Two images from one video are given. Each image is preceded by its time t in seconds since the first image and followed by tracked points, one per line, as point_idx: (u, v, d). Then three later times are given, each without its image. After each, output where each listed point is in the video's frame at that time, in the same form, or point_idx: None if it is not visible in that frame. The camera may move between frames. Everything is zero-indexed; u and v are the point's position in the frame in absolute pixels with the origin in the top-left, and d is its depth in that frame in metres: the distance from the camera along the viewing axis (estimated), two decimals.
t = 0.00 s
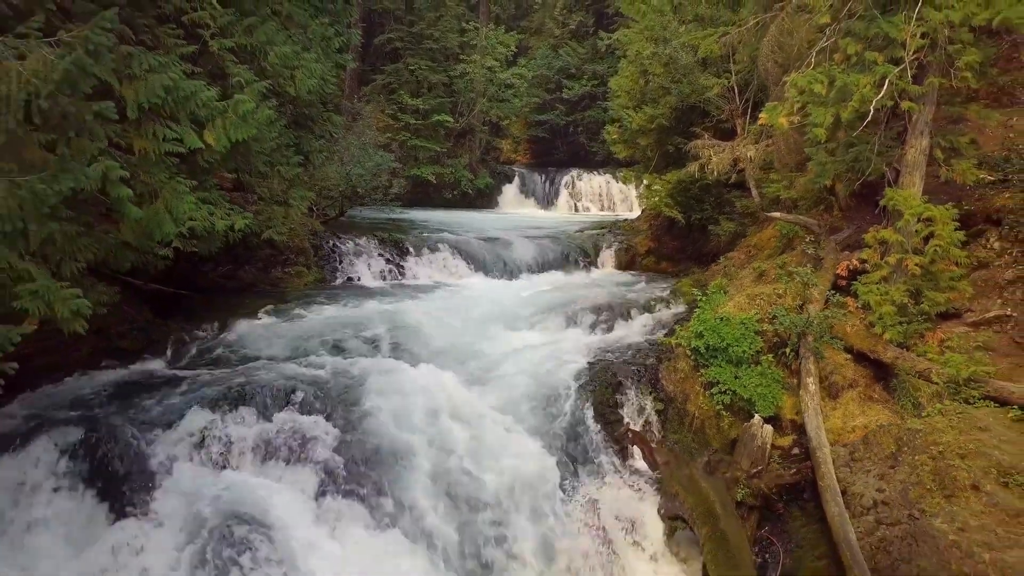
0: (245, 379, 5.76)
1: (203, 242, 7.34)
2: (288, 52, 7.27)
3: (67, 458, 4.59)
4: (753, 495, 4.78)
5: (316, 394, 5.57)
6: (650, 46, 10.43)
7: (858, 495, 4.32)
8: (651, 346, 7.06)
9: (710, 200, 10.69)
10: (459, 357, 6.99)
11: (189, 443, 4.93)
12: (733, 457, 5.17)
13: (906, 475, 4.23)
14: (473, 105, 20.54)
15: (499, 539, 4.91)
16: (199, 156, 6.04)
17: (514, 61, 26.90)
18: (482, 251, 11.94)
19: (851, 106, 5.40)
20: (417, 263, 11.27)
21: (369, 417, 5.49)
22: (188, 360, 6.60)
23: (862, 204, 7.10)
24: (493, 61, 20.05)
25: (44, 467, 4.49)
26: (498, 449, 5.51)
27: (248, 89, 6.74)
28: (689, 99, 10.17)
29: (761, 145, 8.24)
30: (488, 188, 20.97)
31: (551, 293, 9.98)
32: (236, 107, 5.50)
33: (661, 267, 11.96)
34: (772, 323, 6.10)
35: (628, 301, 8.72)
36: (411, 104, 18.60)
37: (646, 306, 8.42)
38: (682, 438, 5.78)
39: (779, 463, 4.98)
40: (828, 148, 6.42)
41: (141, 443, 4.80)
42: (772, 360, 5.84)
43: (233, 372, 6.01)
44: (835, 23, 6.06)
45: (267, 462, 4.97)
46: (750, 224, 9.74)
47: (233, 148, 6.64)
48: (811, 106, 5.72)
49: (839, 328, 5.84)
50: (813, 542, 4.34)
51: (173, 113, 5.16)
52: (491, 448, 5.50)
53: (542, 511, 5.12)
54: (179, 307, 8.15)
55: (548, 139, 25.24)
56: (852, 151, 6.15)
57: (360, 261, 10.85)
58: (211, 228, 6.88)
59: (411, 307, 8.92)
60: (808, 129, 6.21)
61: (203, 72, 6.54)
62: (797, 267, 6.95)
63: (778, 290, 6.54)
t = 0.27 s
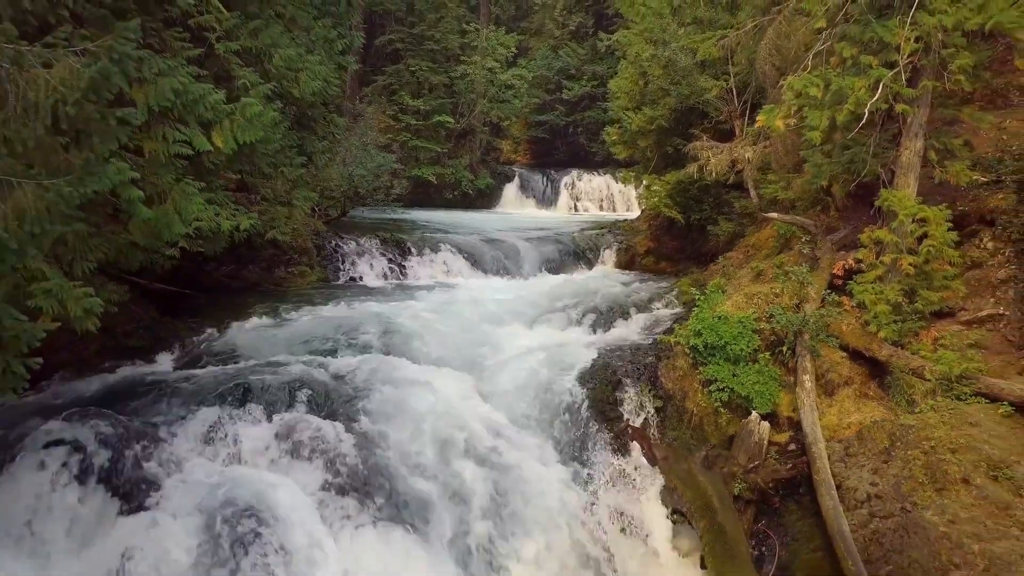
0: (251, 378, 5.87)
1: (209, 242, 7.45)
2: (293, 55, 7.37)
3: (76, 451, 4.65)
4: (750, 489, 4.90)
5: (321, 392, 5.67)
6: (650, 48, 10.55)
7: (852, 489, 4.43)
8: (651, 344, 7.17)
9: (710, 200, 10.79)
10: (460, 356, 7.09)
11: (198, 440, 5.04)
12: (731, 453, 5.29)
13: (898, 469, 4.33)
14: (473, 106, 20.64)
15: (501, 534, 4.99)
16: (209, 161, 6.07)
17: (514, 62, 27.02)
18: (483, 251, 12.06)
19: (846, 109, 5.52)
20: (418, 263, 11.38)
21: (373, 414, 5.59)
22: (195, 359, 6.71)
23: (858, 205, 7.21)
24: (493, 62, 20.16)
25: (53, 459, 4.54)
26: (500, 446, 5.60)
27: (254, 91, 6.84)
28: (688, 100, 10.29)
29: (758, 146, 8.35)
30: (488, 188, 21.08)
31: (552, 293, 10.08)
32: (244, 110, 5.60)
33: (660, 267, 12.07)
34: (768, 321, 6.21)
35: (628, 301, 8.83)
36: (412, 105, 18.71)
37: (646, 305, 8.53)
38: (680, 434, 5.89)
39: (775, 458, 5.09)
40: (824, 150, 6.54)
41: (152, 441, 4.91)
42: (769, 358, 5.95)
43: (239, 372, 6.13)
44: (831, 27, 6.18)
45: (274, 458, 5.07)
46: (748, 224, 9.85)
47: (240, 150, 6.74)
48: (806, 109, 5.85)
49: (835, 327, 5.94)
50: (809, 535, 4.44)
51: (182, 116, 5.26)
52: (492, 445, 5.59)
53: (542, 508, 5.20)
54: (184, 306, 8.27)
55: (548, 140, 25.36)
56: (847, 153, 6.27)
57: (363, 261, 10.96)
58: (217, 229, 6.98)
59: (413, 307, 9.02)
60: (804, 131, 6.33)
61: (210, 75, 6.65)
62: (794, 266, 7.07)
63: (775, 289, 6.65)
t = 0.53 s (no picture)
0: (258, 375, 5.96)
1: (215, 242, 7.57)
2: (298, 58, 7.48)
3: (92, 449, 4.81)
4: (746, 482, 5.04)
5: (328, 389, 5.77)
6: (649, 50, 10.67)
7: (845, 482, 4.55)
8: (650, 343, 7.28)
9: (709, 200, 10.90)
10: (463, 354, 7.19)
11: (208, 435, 5.14)
12: (729, 448, 5.41)
13: (891, 463, 4.45)
14: (474, 107, 20.75)
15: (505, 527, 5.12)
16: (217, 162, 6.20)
17: (514, 63, 27.14)
18: (484, 251, 12.18)
19: (842, 112, 5.64)
20: (420, 263, 11.51)
21: (379, 411, 5.69)
22: (202, 356, 6.81)
23: (854, 206, 7.33)
24: (494, 63, 20.27)
25: (70, 457, 4.70)
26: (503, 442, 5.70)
27: (260, 93, 6.96)
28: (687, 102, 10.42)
29: (756, 148, 8.47)
30: (488, 189, 21.20)
31: (552, 292, 10.19)
32: (253, 114, 5.73)
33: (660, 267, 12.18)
34: (765, 320, 6.33)
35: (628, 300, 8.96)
36: (413, 106, 18.83)
37: (645, 304, 8.64)
38: (679, 430, 6.01)
39: (772, 453, 5.21)
40: (820, 152, 6.66)
41: (163, 437, 5.01)
42: (766, 356, 6.07)
43: (248, 369, 6.25)
44: (827, 31, 6.30)
45: (282, 453, 5.17)
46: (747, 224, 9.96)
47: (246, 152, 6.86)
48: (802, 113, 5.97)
49: (830, 325, 6.05)
50: (804, 527, 4.58)
51: (191, 119, 5.36)
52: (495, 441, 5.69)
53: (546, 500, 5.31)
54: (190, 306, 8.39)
55: (548, 140, 25.49)
56: (842, 155, 6.39)
57: (365, 261, 11.09)
58: (224, 229, 7.10)
59: (415, 306, 9.13)
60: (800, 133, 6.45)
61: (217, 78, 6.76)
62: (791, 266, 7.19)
63: (772, 288, 6.77)
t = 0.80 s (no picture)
0: (265, 372, 6.06)
1: (220, 241, 7.67)
2: (302, 59, 7.58)
3: (103, 443, 4.90)
4: (744, 476, 5.15)
5: (333, 386, 5.87)
6: (649, 51, 10.78)
7: (840, 476, 4.66)
8: (650, 341, 7.39)
9: (708, 201, 11.00)
10: (466, 352, 7.29)
11: (217, 431, 5.24)
12: (727, 443, 5.52)
13: (884, 457, 4.57)
14: (474, 107, 20.85)
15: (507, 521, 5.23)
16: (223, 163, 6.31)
17: (514, 63, 27.26)
18: (485, 250, 12.28)
19: (838, 114, 5.75)
20: (422, 263, 11.61)
21: (384, 407, 5.80)
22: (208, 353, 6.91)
23: (851, 206, 7.44)
24: (494, 63, 20.38)
25: (82, 451, 4.80)
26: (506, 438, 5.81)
27: (265, 95, 7.06)
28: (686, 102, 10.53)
29: (754, 148, 8.59)
30: (489, 189, 21.30)
31: (553, 291, 10.30)
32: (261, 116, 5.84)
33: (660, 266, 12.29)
34: (763, 318, 6.44)
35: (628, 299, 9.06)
36: (414, 106, 18.94)
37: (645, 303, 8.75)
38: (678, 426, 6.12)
39: (769, 448, 5.32)
40: (817, 152, 6.77)
41: (173, 432, 5.11)
42: (763, 353, 6.18)
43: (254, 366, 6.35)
44: (823, 34, 6.41)
45: (289, 448, 5.27)
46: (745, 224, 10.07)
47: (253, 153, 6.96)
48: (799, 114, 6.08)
49: (827, 323, 6.15)
50: (800, 519, 4.69)
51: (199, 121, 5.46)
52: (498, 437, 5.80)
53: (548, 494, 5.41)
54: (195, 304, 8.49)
55: (548, 140, 25.60)
56: (839, 156, 6.50)
57: (368, 261, 11.18)
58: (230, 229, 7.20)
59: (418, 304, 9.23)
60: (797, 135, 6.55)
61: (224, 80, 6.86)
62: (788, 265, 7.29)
63: (770, 287, 6.87)
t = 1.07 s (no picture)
0: (272, 370, 6.16)
1: (226, 242, 7.78)
2: (306, 62, 7.68)
3: (114, 438, 5.01)
4: (741, 471, 5.27)
5: (339, 383, 5.97)
6: (648, 53, 10.88)
7: (836, 470, 4.76)
8: (649, 339, 7.48)
9: (707, 201, 11.10)
10: (468, 350, 7.37)
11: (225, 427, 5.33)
12: (725, 439, 5.61)
13: (879, 451, 4.67)
14: (475, 108, 20.96)
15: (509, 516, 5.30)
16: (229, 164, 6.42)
17: (514, 64, 27.38)
18: (486, 250, 12.38)
19: (834, 116, 5.85)
20: (424, 263, 11.71)
21: (389, 404, 5.88)
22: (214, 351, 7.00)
23: (847, 206, 7.54)
24: (494, 64, 20.47)
25: (92, 447, 4.91)
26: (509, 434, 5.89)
27: (270, 96, 7.16)
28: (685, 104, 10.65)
29: (752, 150, 8.70)
30: (489, 189, 21.41)
31: (554, 290, 10.39)
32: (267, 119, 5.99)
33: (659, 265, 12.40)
34: (761, 316, 6.54)
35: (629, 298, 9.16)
36: (415, 107, 19.04)
37: (645, 303, 8.84)
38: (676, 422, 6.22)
39: (766, 444, 5.42)
40: (813, 154, 6.88)
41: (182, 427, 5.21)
42: (761, 351, 6.29)
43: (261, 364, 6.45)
44: (820, 37, 6.52)
45: (297, 443, 5.37)
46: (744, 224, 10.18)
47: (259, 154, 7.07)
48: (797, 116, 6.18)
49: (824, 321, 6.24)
50: (796, 514, 4.79)
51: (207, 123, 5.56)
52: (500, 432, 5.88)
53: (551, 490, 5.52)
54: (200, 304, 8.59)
55: (548, 140, 25.71)
56: (835, 157, 6.62)
57: (370, 261, 11.27)
58: (235, 229, 7.31)
59: (420, 304, 9.34)
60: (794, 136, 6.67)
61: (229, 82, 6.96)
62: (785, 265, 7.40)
63: (768, 286, 6.97)
